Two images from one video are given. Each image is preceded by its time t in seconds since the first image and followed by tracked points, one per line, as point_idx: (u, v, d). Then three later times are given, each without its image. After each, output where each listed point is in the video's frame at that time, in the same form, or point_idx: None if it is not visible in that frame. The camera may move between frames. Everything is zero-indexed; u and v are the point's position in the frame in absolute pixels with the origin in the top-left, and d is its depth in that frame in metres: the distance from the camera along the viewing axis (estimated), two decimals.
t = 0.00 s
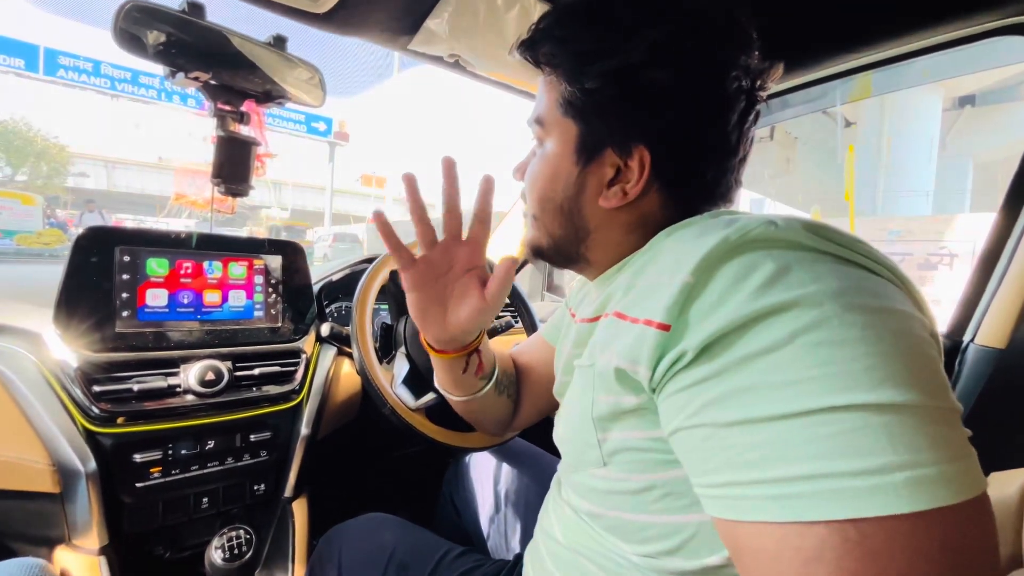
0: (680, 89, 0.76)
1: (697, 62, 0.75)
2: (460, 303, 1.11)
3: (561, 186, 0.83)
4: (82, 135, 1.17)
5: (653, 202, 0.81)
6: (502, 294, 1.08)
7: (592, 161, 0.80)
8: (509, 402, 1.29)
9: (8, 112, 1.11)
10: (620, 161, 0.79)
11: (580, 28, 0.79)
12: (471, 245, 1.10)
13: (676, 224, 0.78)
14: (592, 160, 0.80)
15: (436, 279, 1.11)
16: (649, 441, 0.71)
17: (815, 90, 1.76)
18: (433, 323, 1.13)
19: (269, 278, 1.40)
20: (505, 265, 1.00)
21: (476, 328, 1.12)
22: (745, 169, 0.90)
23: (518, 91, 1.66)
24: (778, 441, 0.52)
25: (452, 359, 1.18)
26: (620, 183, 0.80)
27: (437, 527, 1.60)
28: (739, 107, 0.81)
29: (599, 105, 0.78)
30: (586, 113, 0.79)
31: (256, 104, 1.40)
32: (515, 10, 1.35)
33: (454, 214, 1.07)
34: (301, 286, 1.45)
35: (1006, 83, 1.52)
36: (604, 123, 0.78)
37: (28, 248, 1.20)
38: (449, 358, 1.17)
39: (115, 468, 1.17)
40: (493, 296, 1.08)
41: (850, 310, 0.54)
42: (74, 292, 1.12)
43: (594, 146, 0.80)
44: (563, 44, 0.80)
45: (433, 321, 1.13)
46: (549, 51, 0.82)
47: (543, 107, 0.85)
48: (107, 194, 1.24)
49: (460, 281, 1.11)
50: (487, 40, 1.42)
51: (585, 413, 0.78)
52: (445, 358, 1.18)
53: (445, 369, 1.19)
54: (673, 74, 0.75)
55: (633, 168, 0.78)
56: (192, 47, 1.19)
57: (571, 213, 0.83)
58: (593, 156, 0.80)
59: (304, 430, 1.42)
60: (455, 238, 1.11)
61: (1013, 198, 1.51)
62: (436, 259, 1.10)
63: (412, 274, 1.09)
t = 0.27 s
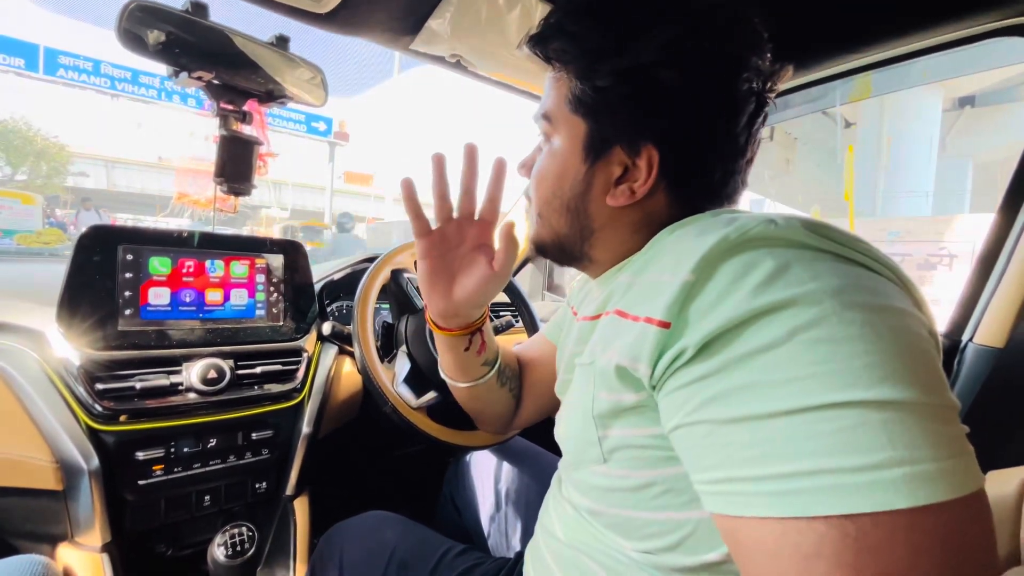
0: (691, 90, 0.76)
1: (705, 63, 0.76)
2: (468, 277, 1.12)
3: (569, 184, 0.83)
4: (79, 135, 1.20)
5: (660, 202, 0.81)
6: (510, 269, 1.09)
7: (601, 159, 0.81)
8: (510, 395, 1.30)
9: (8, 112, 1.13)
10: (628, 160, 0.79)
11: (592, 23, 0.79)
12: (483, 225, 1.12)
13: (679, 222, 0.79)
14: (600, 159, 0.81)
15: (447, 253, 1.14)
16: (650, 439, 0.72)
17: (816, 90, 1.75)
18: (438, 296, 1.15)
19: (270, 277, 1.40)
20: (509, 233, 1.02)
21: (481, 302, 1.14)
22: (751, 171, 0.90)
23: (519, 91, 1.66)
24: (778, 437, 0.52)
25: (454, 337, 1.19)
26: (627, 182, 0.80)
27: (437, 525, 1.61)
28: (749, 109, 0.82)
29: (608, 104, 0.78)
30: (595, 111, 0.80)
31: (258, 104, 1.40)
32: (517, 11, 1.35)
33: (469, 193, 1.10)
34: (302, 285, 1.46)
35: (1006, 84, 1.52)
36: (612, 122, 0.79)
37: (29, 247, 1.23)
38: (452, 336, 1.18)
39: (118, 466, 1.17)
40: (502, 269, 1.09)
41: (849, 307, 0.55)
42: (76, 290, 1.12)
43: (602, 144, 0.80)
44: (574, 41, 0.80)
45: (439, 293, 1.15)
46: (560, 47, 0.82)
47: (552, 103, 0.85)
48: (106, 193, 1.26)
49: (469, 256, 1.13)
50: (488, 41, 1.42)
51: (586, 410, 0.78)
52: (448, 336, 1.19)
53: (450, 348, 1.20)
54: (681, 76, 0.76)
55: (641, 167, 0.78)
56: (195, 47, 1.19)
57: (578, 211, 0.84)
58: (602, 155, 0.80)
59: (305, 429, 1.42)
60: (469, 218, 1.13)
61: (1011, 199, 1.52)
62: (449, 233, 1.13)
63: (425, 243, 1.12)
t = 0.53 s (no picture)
0: (691, 85, 0.76)
1: (705, 60, 0.76)
2: (470, 278, 1.12)
3: (570, 180, 0.83)
4: (76, 135, 1.22)
5: (660, 198, 0.81)
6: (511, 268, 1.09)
7: (601, 155, 0.81)
8: (510, 395, 1.29)
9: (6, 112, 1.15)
10: (629, 156, 0.79)
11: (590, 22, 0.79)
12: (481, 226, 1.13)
13: (679, 220, 0.79)
14: (601, 155, 0.81)
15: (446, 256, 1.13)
16: (651, 435, 0.72)
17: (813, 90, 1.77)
18: (441, 300, 1.14)
19: (269, 276, 1.40)
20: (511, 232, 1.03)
21: (484, 304, 1.13)
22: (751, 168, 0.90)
23: (518, 90, 1.66)
24: (779, 433, 0.52)
25: (457, 341, 1.18)
26: (628, 178, 0.80)
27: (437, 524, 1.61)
28: (749, 105, 0.82)
29: (608, 100, 0.79)
30: (596, 107, 0.80)
31: (257, 102, 1.40)
32: (516, 10, 1.35)
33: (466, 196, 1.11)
34: (301, 284, 1.45)
35: (1004, 84, 1.53)
36: (612, 118, 0.79)
37: (25, 247, 1.23)
38: (453, 339, 1.18)
39: (116, 465, 1.17)
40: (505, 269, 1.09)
41: (850, 304, 0.55)
42: (74, 289, 1.12)
43: (603, 141, 0.80)
44: (577, 37, 0.80)
45: (441, 296, 1.14)
46: (562, 44, 0.82)
47: (554, 100, 0.85)
48: (104, 192, 1.28)
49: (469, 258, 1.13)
50: (488, 39, 1.42)
51: (587, 407, 0.78)
52: (450, 340, 1.18)
53: (451, 352, 1.20)
54: (681, 71, 0.76)
55: (642, 163, 0.78)
56: (193, 45, 1.18)
57: (579, 208, 0.84)
58: (602, 151, 0.81)
59: (304, 428, 1.42)
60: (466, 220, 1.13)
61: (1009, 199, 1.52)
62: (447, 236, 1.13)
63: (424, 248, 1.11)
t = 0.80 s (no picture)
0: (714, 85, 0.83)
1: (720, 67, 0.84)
2: (458, 284, 1.13)
3: (622, 178, 0.80)
4: (75, 136, 1.19)
5: (702, 192, 0.84)
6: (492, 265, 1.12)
7: (657, 149, 0.81)
8: (508, 397, 1.29)
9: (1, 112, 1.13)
10: (681, 152, 0.81)
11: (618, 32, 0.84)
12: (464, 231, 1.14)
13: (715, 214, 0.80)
14: (652, 152, 0.81)
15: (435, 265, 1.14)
16: (654, 432, 0.72)
17: (810, 90, 1.73)
18: (434, 308, 1.14)
19: (268, 277, 1.40)
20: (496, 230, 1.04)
21: (475, 303, 1.14)
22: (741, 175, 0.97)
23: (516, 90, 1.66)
24: (782, 430, 0.52)
25: (454, 347, 1.18)
26: (680, 175, 0.81)
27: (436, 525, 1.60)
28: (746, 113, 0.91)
29: (653, 98, 0.81)
30: (643, 103, 0.81)
31: (254, 103, 1.41)
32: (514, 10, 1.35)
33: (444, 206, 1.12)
34: (300, 285, 1.45)
35: (1001, 84, 1.53)
36: (655, 116, 0.81)
37: (23, 249, 1.20)
38: (450, 345, 1.18)
39: (114, 467, 1.17)
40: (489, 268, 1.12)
41: (857, 303, 0.54)
42: (71, 291, 1.12)
43: (656, 135, 0.81)
44: (598, 44, 0.85)
45: (433, 305, 1.14)
46: (584, 51, 0.86)
47: (586, 104, 0.84)
48: (101, 194, 1.24)
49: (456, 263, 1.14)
50: (486, 40, 1.42)
51: (590, 405, 0.78)
52: (446, 347, 1.18)
53: (448, 358, 1.20)
54: (709, 77, 0.83)
55: (694, 155, 0.81)
56: (190, 46, 1.19)
57: (625, 210, 0.81)
58: (657, 145, 0.81)
59: (303, 429, 1.41)
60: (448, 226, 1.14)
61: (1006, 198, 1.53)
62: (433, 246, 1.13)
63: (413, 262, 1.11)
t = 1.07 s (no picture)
0: (699, 93, 0.93)
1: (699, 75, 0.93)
2: (455, 295, 1.11)
3: (647, 170, 0.83)
4: (68, 140, 1.16)
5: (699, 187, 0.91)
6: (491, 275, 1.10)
7: (671, 142, 0.86)
8: (507, 399, 1.28)
9: None
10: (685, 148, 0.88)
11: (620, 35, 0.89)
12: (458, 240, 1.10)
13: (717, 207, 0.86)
14: (668, 145, 0.86)
15: (430, 278, 1.10)
16: (655, 433, 0.71)
17: (806, 87, 1.72)
18: (433, 320, 1.12)
19: (262, 279, 1.39)
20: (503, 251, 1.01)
21: (476, 314, 1.13)
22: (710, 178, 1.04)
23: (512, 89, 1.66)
24: (786, 431, 0.51)
25: (453, 356, 1.17)
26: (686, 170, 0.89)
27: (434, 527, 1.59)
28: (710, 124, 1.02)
29: (661, 96, 0.87)
30: (653, 100, 0.86)
31: (247, 104, 1.41)
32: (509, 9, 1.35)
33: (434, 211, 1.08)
34: (295, 287, 1.44)
35: (994, 81, 1.53)
36: (663, 112, 0.86)
37: (17, 252, 1.20)
38: (450, 354, 1.17)
39: (108, 473, 1.15)
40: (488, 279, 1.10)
41: (863, 301, 0.53)
42: (62, 295, 1.10)
43: (669, 129, 0.86)
44: (604, 42, 0.88)
45: (432, 317, 1.13)
46: (590, 50, 0.88)
47: (600, 103, 0.85)
48: (95, 196, 1.22)
49: (453, 274, 1.11)
50: (480, 39, 1.41)
51: (590, 406, 0.77)
52: (445, 356, 1.18)
53: (447, 366, 1.19)
54: (694, 85, 0.92)
55: (693, 151, 0.89)
56: (184, 47, 1.17)
57: (650, 204, 0.83)
58: (670, 138, 0.86)
59: (298, 432, 1.41)
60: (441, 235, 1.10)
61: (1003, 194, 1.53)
62: (427, 257, 1.09)
63: (406, 277, 1.08)
